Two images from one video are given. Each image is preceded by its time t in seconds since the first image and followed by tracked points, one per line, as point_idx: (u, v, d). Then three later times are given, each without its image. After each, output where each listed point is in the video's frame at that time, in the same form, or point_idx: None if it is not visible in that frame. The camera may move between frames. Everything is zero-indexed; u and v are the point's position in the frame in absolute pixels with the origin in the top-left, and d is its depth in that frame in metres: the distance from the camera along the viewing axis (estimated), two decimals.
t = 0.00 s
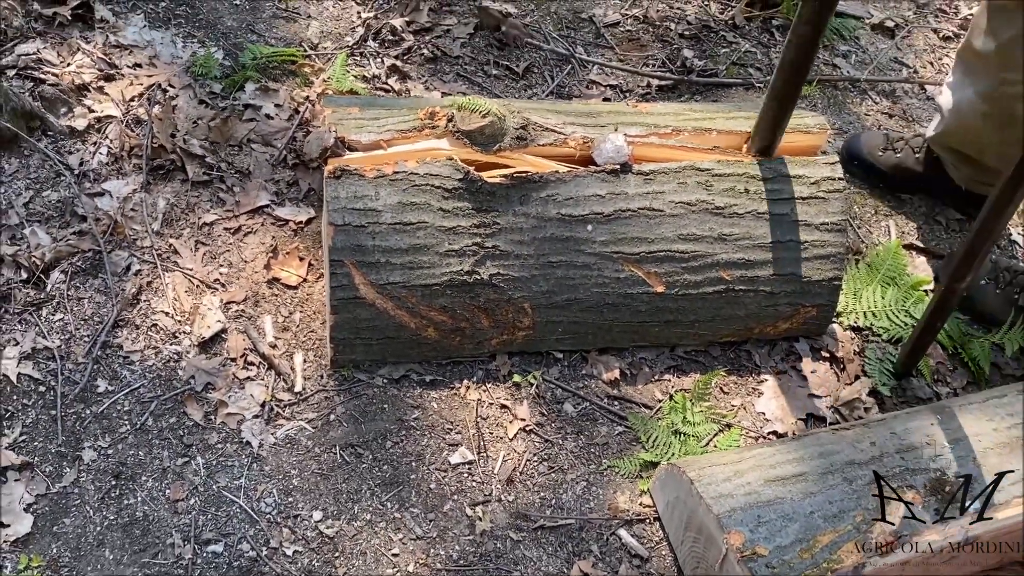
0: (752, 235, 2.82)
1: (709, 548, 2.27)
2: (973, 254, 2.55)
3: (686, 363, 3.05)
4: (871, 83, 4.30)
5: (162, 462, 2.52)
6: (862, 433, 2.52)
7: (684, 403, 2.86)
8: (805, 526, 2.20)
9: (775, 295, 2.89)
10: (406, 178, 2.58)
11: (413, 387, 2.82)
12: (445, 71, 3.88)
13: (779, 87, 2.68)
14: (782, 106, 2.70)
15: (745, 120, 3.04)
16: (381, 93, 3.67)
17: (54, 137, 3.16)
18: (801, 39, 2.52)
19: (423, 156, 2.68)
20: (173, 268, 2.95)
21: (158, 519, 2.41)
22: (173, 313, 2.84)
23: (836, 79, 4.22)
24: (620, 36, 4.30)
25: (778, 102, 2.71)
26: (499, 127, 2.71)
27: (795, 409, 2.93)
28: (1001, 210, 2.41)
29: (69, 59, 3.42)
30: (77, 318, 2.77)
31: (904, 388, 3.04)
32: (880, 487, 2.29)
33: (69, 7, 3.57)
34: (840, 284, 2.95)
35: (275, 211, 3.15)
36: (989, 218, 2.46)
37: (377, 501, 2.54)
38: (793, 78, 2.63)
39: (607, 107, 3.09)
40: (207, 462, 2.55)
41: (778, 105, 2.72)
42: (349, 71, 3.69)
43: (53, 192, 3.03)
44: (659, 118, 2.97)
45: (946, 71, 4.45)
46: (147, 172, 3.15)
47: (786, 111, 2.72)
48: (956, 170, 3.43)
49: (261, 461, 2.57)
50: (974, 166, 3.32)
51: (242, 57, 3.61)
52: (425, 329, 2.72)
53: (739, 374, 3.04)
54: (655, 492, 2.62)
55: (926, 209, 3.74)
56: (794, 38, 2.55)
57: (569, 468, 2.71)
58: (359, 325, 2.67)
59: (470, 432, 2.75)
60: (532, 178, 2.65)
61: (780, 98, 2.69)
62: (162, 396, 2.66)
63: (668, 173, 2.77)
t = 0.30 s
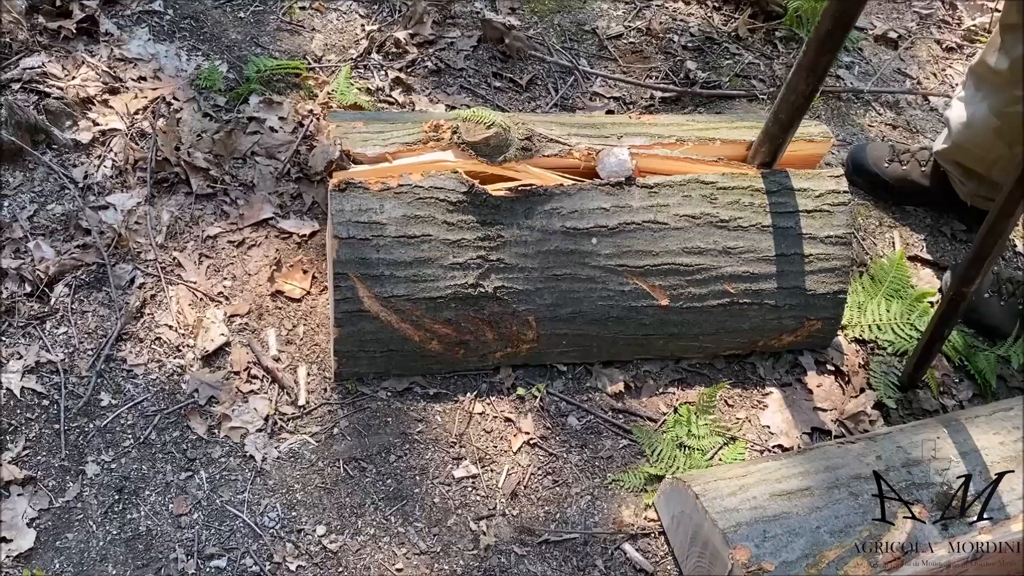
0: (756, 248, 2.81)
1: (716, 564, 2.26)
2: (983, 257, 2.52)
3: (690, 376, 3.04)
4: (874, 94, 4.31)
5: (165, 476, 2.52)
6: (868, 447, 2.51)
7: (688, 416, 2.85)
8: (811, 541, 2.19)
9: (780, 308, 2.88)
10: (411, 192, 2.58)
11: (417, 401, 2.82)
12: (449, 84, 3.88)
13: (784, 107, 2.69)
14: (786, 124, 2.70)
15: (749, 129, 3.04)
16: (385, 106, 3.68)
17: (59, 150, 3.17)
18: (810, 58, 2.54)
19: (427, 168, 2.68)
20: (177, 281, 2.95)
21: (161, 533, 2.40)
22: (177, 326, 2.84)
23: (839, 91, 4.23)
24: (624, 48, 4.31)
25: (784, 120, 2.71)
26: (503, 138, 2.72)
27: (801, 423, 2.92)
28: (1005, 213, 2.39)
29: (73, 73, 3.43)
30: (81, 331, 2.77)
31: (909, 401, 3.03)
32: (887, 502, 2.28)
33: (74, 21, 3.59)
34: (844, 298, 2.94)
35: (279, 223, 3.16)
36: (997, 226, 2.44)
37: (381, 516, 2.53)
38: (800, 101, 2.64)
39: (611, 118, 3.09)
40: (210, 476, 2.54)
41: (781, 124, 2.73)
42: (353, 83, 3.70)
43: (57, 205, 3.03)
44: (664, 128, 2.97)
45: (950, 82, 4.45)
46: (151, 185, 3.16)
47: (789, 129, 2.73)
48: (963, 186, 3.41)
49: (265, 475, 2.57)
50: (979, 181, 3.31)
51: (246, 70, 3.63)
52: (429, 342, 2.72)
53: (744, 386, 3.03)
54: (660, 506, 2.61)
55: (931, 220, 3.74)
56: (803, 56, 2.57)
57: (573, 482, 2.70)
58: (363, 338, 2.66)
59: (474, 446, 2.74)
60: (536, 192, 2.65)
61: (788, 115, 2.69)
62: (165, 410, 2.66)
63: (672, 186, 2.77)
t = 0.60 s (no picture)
0: (755, 256, 2.80)
1: None
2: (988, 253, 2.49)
3: (689, 385, 3.03)
4: (872, 101, 4.31)
5: (162, 488, 2.50)
6: (868, 458, 2.50)
7: (687, 426, 2.84)
8: (811, 552, 2.17)
9: (778, 317, 2.87)
10: (409, 202, 2.58)
11: (415, 411, 2.80)
12: (447, 93, 3.89)
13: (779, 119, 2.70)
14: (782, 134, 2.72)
15: (747, 137, 3.03)
16: (382, 115, 3.68)
17: (56, 161, 3.17)
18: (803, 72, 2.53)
19: (425, 179, 2.68)
20: (174, 292, 2.94)
21: (158, 546, 2.39)
22: (174, 337, 2.83)
23: (837, 98, 4.23)
24: (622, 56, 4.31)
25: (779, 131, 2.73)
26: (501, 149, 2.72)
27: (800, 432, 2.91)
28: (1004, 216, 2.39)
29: (71, 84, 3.43)
30: (78, 343, 2.76)
31: (909, 410, 3.02)
32: (887, 513, 2.26)
33: (71, 32, 3.59)
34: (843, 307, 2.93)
35: (277, 233, 3.15)
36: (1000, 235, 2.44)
37: (378, 528, 2.51)
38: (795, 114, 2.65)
39: (609, 128, 3.10)
40: (207, 488, 2.53)
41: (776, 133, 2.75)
42: (350, 93, 3.70)
43: (55, 216, 3.03)
44: (661, 138, 2.97)
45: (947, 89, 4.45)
46: (149, 196, 3.15)
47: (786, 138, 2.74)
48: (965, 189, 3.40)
49: (262, 487, 2.55)
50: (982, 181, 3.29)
51: (244, 80, 3.63)
52: (426, 353, 2.71)
53: (743, 396, 3.02)
54: (659, 517, 2.59)
55: (929, 227, 3.73)
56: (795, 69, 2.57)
57: (572, 493, 2.69)
58: (360, 349, 2.65)
59: (472, 457, 2.73)
60: (534, 201, 2.65)
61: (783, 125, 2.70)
62: (163, 421, 2.65)
63: (670, 195, 2.76)
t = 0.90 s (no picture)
0: (751, 266, 2.80)
1: None
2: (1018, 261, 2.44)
3: (686, 390, 3.03)
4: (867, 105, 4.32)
5: (159, 494, 2.50)
6: (864, 461, 2.50)
7: (684, 430, 2.84)
8: (808, 556, 2.17)
9: (775, 327, 2.87)
10: (404, 207, 2.58)
11: (412, 416, 2.80)
12: (443, 97, 3.89)
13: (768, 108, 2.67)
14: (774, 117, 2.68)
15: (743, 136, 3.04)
16: (378, 120, 3.69)
17: (52, 167, 3.17)
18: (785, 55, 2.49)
19: (422, 180, 2.68)
20: (170, 298, 2.94)
21: (155, 552, 2.38)
22: (170, 343, 2.83)
23: (833, 101, 4.24)
24: (617, 60, 4.32)
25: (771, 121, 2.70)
26: (499, 148, 2.72)
27: (799, 436, 2.90)
28: None
29: (67, 90, 3.44)
30: (74, 349, 2.76)
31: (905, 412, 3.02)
32: (884, 516, 2.26)
33: (67, 38, 3.59)
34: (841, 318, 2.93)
35: (273, 239, 3.15)
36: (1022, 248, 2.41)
37: (375, 533, 2.51)
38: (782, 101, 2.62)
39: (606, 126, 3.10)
40: (204, 494, 2.52)
41: (769, 119, 2.71)
42: (347, 98, 3.70)
43: (50, 222, 3.03)
44: (659, 137, 2.97)
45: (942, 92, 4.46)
46: (145, 202, 3.15)
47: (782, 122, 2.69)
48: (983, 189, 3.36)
49: (258, 493, 2.55)
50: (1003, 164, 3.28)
51: (240, 85, 3.63)
52: (420, 358, 2.70)
53: (739, 399, 3.02)
54: (656, 521, 2.59)
55: (925, 230, 3.74)
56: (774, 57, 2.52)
57: (569, 497, 2.69)
58: (356, 353, 2.65)
59: (469, 461, 2.72)
60: (529, 209, 2.66)
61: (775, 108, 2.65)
62: (159, 427, 2.64)
63: (667, 203, 2.76)
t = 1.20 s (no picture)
0: (745, 269, 2.81)
1: None
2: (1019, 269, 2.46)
3: (682, 394, 3.03)
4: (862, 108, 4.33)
5: (155, 500, 2.50)
6: (860, 463, 2.50)
7: (680, 433, 2.85)
8: (804, 558, 2.18)
9: (770, 331, 2.87)
10: (398, 213, 2.59)
11: (408, 421, 2.80)
12: (438, 102, 3.90)
13: (767, 116, 2.67)
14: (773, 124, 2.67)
15: (738, 141, 3.05)
16: (374, 125, 3.69)
17: (47, 173, 3.17)
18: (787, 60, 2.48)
19: (417, 185, 2.69)
20: (166, 304, 2.94)
21: (151, 558, 2.38)
22: (166, 349, 2.83)
23: (827, 104, 4.25)
24: (612, 64, 4.33)
25: (769, 127, 2.69)
26: (493, 153, 2.73)
27: (795, 439, 2.91)
28: None
29: (62, 96, 3.44)
30: (70, 355, 2.76)
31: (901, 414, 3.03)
32: (880, 518, 2.27)
33: (62, 44, 3.59)
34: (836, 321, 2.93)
35: (268, 244, 3.15)
36: None
37: (372, 538, 2.51)
38: (782, 109, 2.61)
39: (601, 131, 3.11)
40: (200, 500, 2.52)
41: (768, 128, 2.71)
42: (342, 103, 3.71)
43: (46, 228, 3.03)
44: (653, 142, 2.98)
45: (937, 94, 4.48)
46: (140, 207, 3.15)
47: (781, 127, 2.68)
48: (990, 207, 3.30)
49: (255, 498, 2.55)
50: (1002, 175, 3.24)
51: (235, 90, 3.64)
52: (416, 363, 2.70)
53: (735, 402, 3.03)
54: (653, 524, 2.59)
55: (920, 232, 3.75)
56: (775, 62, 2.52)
57: (566, 501, 2.69)
58: (351, 359, 2.65)
59: (466, 466, 2.73)
60: (524, 213, 2.66)
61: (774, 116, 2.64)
62: (155, 433, 2.64)
63: (661, 208, 2.77)
